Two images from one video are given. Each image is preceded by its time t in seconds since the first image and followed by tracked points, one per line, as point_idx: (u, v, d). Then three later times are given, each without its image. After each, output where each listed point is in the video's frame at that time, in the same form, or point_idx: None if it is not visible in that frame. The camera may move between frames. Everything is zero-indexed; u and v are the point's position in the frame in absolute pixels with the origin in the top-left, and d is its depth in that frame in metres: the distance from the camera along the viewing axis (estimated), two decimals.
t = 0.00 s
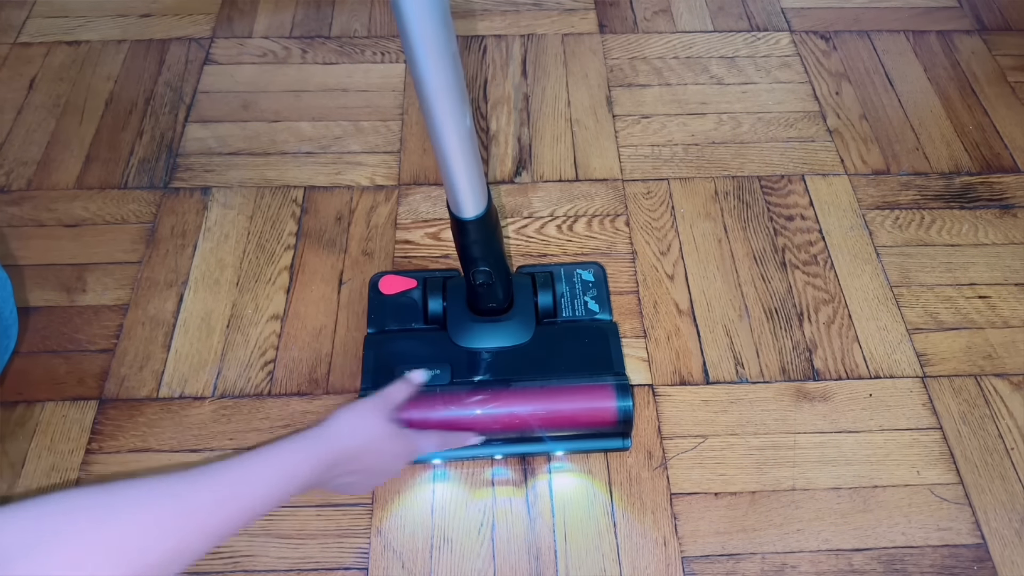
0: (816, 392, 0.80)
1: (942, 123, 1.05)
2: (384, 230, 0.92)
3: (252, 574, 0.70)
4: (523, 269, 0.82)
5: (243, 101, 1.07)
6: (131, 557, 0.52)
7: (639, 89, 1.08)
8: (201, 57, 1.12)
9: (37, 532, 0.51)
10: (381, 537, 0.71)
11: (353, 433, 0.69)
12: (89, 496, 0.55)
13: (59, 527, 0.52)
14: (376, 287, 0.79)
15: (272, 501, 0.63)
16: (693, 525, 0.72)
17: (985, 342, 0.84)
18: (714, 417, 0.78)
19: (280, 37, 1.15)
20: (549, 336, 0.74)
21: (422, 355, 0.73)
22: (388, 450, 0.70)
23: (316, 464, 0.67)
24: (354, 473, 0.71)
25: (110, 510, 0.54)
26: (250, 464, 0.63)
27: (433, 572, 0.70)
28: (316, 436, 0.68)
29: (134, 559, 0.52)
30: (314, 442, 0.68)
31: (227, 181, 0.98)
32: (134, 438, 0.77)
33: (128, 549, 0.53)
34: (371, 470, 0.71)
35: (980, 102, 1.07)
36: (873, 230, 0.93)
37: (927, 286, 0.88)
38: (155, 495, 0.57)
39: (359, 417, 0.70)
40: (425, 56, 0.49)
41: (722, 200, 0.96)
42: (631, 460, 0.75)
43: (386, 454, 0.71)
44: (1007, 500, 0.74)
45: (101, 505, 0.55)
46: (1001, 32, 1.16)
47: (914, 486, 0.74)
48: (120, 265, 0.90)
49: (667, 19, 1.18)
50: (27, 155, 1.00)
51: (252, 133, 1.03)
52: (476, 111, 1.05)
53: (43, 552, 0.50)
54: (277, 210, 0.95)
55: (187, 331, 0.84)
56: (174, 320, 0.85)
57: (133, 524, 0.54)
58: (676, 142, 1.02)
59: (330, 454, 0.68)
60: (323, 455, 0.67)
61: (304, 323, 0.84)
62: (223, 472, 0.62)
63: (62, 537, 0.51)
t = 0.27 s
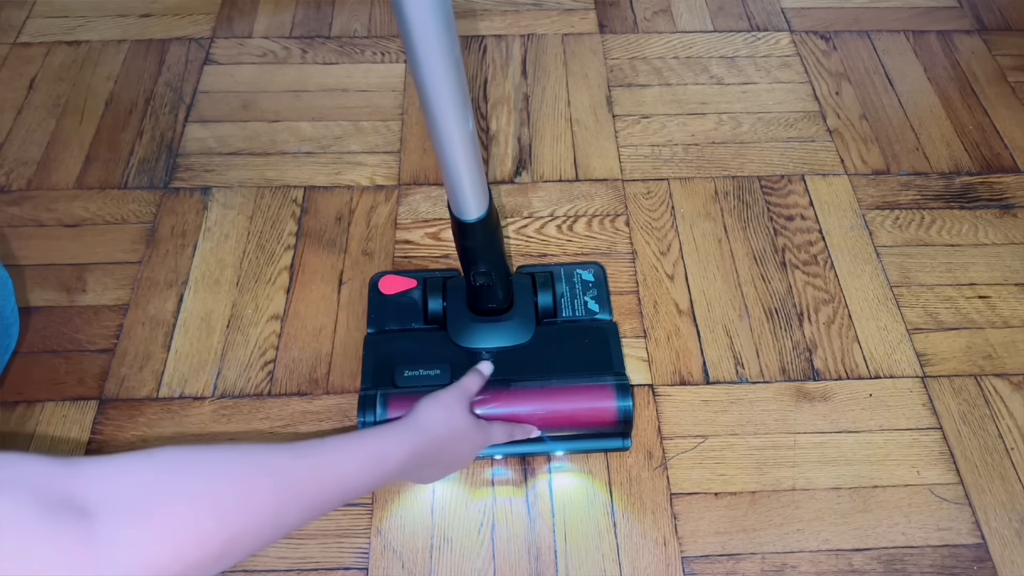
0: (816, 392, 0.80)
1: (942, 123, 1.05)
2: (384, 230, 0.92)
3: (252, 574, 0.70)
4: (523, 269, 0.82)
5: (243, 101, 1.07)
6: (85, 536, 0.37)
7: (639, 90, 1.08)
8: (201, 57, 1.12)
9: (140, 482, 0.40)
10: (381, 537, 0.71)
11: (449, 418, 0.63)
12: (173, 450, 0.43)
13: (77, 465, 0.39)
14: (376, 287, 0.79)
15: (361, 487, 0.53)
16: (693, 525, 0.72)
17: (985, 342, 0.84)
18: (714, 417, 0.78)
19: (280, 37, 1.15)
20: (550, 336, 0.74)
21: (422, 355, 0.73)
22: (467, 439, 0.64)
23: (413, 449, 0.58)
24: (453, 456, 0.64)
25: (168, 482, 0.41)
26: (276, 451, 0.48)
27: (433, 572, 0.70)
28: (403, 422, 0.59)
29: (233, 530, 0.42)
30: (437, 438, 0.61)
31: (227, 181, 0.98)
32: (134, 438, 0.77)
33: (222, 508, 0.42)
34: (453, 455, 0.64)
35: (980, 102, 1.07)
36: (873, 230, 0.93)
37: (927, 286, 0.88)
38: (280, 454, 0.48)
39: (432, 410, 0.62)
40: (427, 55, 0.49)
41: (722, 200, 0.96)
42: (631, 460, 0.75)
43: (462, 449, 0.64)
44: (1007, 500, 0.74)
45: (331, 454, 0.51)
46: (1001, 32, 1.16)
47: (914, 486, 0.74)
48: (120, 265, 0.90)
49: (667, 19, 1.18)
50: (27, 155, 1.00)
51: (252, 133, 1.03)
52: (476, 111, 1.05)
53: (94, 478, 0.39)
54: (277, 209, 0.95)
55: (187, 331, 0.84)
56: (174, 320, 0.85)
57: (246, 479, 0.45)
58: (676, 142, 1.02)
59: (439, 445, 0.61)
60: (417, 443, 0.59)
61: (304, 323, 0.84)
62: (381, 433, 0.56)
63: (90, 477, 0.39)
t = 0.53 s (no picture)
0: (816, 392, 0.80)
1: (942, 123, 1.05)
2: (383, 230, 0.92)
3: (251, 574, 0.70)
4: (523, 269, 0.82)
5: (243, 101, 1.07)
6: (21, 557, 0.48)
7: (639, 89, 1.08)
8: (201, 57, 1.12)
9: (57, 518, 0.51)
10: (381, 537, 0.71)
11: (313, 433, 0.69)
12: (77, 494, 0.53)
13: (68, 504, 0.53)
14: (376, 287, 0.79)
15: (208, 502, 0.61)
16: (693, 525, 0.72)
17: (985, 342, 0.84)
18: (714, 417, 0.78)
19: (280, 37, 1.15)
20: (550, 336, 0.74)
21: (423, 356, 0.73)
22: (324, 450, 0.70)
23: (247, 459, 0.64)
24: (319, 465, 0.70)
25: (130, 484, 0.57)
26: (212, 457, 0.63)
27: (433, 572, 0.70)
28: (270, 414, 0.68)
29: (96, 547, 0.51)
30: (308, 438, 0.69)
31: (227, 181, 0.98)
32: (134, 438, 0.77)
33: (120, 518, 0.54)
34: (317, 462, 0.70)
35: (980, 102, 1.07)
36: (873, 230, 0.93)
37: (927, 286, 0.88)
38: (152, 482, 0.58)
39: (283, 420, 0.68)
40: (428, 56, 0.49)
41: (722, 200, 0.96)
42: (631, 460, 0.75)
43: (316, 454, 0.70)
44: (1006, 500, 0.74)
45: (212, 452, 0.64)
46: (1001, 32, 1.16)
47: (914, 486, 0.74)
48: (120, 265, 0.90)
49: (667, 19, 1.18)
50: (27, 155, 1.00)
51: (252, 133, 1.03)
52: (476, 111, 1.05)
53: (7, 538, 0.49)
54: (277, 209, 0.95)
55: (187, 331, 0.84)
56: (174, 320, 0.85)
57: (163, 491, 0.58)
58: (676, 142, 1.02)
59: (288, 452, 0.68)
60: (254, 455, 0.65)
61: (304, 323, 0.84)
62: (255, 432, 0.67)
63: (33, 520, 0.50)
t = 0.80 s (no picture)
0: (816, 392, 0.80)
1: (942, 123, 1.05)
2: (383, 230, 0.92)
3: (251, 574, 0.70)
4: (523, 269, 0.82)
5: (243, 101, 1.07)
6: None
7: (639, 89, 1.08)
8: (201, 57, 1.12)
9: (66, 510, 0.52)
10: (381, 537, 0.71)
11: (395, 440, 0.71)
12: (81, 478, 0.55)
13: (55, 478, 0.54)
14: (376, 286, 0.79)
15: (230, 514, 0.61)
16: (693, 525, 0.72)
17: (985, 342, 0.84)
18: (714, 417, 0.78)
19: (280, 37, 1.15)
20: (550, 336, 0.75)
21: (423, 356, 0.73)
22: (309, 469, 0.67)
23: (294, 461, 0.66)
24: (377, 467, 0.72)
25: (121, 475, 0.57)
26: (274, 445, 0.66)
27: (433, 572, 0.70)
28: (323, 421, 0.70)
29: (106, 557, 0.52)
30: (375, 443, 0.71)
31: (227, 181, 0.98)
32: (134, 438, 0.77)
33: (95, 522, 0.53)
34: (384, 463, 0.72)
35: (980, 102, 1.07)
36: (873, 230, 0.93)
37: (927, 286, 0.88)
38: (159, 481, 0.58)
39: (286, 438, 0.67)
40: (427, 56, 0.49)
41: (722, 200, 0.96)
42: (631, 460, 0.75)
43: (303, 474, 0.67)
44: (1006, 500, 0.74)
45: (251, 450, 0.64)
46: (1001, 32, 1.16)
47: (914, 486, 0.74)
48: (120, 265, 0.90)
49: (667, 19, 1.18)
50: (27, 155, 1.00)
51: (252, 133, 1.03)
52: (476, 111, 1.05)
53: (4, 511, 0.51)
54: (277, 209, 0.95)
55: (187, 331, 0.84)
56: (174, 320, 0.85)
57: (150, 497, 0.56)
58: (676, 142, 1.02)
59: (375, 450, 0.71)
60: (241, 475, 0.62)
61: (304, 323, 0.84)
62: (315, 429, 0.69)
63: (37, 493, 0.53)
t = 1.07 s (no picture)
0: (816, 392, 0.80)
1: (942, 123, 1.05)
2: (383, 230, 0.92)
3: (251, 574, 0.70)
4: (523, 269, 0.82)
5: (243, 101, 1.07)
6: (122, 538, 0.32)
7: (639, 89, 1.08)
8: (201, 57, 1.12)
9: (210, 459, 0.37)
10: (381, 537, 0.71)
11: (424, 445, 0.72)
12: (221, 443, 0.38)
13: (121, 440, 0.35)
14: (376, 286, 0.79)
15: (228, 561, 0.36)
16: (693, 525, 0.72)
17: (985, 342, 0.84)
18: (714, 417, 0.78)
19: (280, 37, 1.15)
20: (550, 336, 0.74)
21: (423, 356, 0.73)
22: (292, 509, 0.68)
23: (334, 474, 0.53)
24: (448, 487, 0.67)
25: (237, 443, 0.40)
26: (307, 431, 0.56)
27: (433, 572, 0.70)
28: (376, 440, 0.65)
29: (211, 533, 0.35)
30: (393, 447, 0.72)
31: (227, 181, 0.98)
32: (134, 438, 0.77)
33: (278, 488, 0.40)
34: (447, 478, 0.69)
35: (980, 102, 1.07)
36: (873, 230, 0.93)
37: (927, 286, 0.88)
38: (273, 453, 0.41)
39: (400, 442, 0.53)
40: (427, 57, 0.49)
41: (722, 200, 0.96)
42: (631, 460, 0.75)
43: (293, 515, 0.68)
44: (1006, 500, 0.74)
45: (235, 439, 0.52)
46: (1001, 32, 1.16)
47: (914, 486, 0.74)
48: (120, 265, 0.90)
49: (667, 19, 1.18)
50: (27, 155, 1.00)
51: (252, 133, 1.03)
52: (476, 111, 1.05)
53: (144, 456, 0.35)
54: (277, 209, 0.95)
55: (187, 331, 0.84)
56: (174, 320, 0.85)
57: (280, 463, 0.41)
58: (676, 142, 1.02)
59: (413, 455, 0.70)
60: (366, 488, 0.47)
61: (304, 323, 0.84)
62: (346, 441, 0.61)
63: (133, 451, 0.35)
